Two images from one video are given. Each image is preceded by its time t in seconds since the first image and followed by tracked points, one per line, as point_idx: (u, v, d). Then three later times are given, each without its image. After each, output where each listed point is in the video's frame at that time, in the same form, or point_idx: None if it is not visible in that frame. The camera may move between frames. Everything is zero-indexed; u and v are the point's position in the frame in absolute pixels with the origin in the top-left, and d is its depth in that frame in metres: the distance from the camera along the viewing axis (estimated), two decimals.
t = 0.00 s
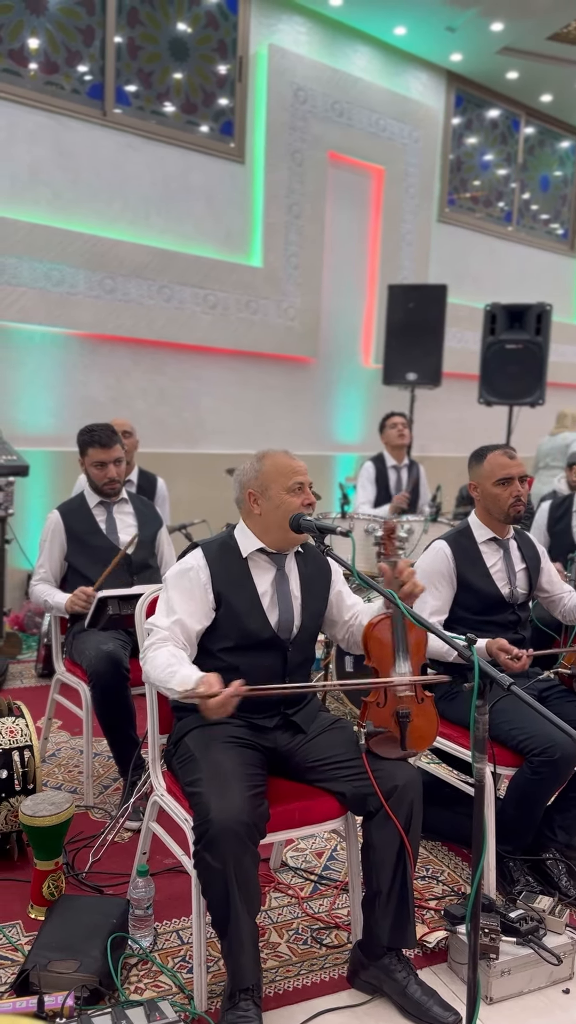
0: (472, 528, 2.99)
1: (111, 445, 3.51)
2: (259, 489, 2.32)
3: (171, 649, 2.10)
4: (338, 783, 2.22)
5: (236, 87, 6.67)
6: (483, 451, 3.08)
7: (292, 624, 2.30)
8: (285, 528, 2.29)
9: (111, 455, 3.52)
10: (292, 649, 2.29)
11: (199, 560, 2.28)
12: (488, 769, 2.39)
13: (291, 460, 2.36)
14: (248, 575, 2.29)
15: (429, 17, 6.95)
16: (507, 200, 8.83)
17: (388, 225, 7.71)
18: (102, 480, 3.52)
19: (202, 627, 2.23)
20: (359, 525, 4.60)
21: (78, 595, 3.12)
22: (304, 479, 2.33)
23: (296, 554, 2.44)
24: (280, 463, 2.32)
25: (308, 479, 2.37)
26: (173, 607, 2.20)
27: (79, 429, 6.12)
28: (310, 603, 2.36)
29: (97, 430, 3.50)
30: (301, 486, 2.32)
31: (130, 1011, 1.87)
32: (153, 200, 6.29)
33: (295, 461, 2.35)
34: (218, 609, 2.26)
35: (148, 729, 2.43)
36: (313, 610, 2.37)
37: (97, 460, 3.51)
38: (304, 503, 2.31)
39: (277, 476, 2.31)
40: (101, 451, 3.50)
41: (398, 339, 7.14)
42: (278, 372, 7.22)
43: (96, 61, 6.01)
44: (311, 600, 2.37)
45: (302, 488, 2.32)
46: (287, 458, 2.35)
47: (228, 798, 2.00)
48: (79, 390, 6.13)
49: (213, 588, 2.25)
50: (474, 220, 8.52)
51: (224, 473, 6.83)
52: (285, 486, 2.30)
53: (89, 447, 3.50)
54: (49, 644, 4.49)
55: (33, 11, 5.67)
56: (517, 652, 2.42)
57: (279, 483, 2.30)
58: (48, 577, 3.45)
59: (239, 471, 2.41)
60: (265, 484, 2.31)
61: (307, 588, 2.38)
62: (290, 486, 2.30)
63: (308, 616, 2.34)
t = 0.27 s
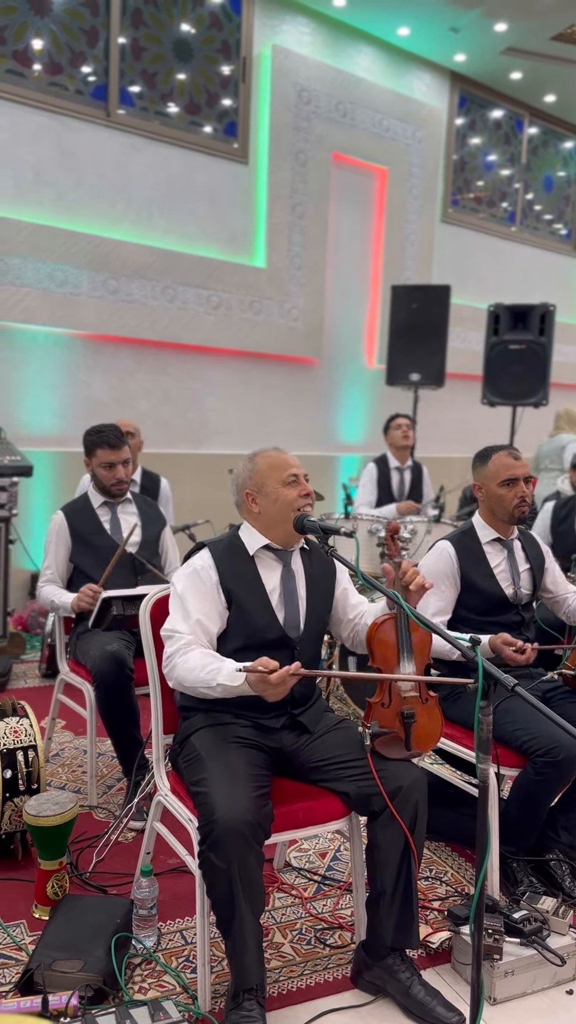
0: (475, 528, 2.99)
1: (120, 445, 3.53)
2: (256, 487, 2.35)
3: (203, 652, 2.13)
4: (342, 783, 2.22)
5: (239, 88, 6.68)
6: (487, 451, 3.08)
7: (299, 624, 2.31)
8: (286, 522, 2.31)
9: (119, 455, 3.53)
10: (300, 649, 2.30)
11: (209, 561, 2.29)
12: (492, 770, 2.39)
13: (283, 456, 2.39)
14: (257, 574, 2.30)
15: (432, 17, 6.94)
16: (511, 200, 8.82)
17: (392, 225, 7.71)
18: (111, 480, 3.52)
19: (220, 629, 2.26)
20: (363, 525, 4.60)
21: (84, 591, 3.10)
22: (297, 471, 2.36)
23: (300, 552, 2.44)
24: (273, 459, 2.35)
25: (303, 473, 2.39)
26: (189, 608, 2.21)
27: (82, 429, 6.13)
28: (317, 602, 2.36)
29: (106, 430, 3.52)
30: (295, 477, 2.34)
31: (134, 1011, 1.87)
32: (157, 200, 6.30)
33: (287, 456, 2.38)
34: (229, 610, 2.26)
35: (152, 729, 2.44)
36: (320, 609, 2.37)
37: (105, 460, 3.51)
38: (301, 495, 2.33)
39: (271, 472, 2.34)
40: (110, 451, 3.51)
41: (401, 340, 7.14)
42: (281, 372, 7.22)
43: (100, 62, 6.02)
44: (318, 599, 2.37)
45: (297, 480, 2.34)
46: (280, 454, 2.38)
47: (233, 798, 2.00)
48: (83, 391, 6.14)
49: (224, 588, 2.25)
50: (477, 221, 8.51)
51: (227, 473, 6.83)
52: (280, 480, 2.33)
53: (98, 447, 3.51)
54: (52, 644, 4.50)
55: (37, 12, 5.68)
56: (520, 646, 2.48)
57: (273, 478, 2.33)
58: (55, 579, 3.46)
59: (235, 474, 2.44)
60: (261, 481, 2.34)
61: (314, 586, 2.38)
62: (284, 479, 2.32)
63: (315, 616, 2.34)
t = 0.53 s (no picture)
0: (477, 528, 2.99)
1: (125, 445, 3.53)
2: (265, 486, 2.35)
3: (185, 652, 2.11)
4: (344, 783, 2.22)
5: (242, 89, 6.68)
6: (492, 450, 3.07)
7: (302, 624, 2.30)
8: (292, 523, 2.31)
9: (125, 455, 3.53)
10: (302, 649, 2.30)
11: (211, 559, 2.29)
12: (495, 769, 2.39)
13: (296, 456, 2.38)
14: (260, 574, 2.30)
15: (435, 18, 6.94)
16: (514, 200, 8.82)
17: (395, 226, 7.71)
18: (115, 480, 3.52)
19: (216, 627, 2.24)
20: (365, 526, 4.60)
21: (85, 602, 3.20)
22: (309, 472, 2.35)
23: (306, 553, 2.44)
24: (285, 459, 2.34)
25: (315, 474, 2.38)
26: (184, 606, 2.20)
27: (85, 429, 6.14)
28: (320, 602, 2.37)
29: (111, 431, 3.53)
30: (306, 480, 2.33)
31: (137, 1011, 1.87)
32: (160, 201, 6.31)
33: (300, 456, 2.37)
34: (229, 609, 2.26)
35: (155, 728, 2.44)
36: (323, 609, 2.37)
37: (110, 460, 3.51)
38: (310, 498, 2.32)
39: (282, 472, 2.33)
40: (115, 451, 3.51)
41: (404, 340, 7.14)
42: (284, 373, 7.22)
43: (103, 63, 6.03)
44: (322, 599, 2.37)
45: (308, 482, 2.34)
46: (293, 454, 2.37)
47: (235, 798, 2.00)
48: (86, 391, 6.14)
49: (224, 587, 2.26)
50: (480, 221, 8.51)
51: (230, 473, 6.84)
52: (290, 481, 2.33)
53: (103, 447, 3.51)
54: (55, 644, 4.51)
55: (40, 13, 5.69)
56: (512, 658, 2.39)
57: (283, 479, 2.32)
58: (55, 577, 3.47)
59: (247, 469, 2.44)
60: (271, 480, 2.34)
61: (317, 587, 2.38)
62: (295, 480, 2.32)
63: (318, 616, 2.35)
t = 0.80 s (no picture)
0: (475, 528, 2.98)
1: (127, 445, 3.53)
2: (270, 489, 2.34)
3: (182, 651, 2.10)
4: (345, 783, 2.22)
5: (244, 89, 6.68)
6: (490, 450, 3.06)
7: (302, 627, 2.30)
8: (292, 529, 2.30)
9: (126, 455, 3.53)
10: (302, 650, 2.29)
11: (211, 560, 2.29)
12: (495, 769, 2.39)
13: (305, 462, 2.36)
14: (260, 576, 2.30)
15: (438, 17, 6.93)
16: (516, 200, 8.81)
17: (397, 226, 7.71)
18: (116, 480, 3.52)
19: (214, 627, 2.24)
20: (366, 526, 4.60)
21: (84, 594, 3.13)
22: (315, 481, 2.33)
23: (308, 555, 2.44)
24: (295, 465, 2.33)
25: (322, 483, 2.37)
26: (184, 606, 2.20)
27: (87, 429, 6.14)
28: (320, 605, 2.36)
29: (112, 430, 3.52)
30: (311, 488, 2.32)
31: (137, 1011, 1.87)
32: (161, 200, 6.31)
33: (310, 463, 2.35)
34: (230, 610, 2.26)
35: (155, 728, 2.44)
36: (323, 610, 2.37)
37: (112, 460, 3.51)
38: (313, 507, 2.31)
39: (289, 478, 2.32)
40: (117, 451, 3.50)
41: (406, 340, 7.13)
42: (285, 372, 7.22)
43: (105, 63, 6.03)
44: (322, 602, 2.37)
45: (313, 491, 2.32)
46: (302, 460, 2.36)
47: (235, 798, 2.00)
48: (87, 391, 6.14)
49: (225, 588, 2.26)
50: (482, 221, 8.50)
51: (232, 473, 6.84)
52: (295, 487, 2.31)
53: (105, 447, 3.51)
54: (57, 644, 4.50)
55: (42, 12, 5.69)
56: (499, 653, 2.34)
57: (289, 484, 2.31)
58: (56, 577, 3.48)
59: (254, 468, 2.43)
60: (276, 484, 2.33)
61: (318, 589, 2.38)
62: (300, 488, 2.30)
63: (317, 618, 2.34)
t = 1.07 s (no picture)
0: (478, 528, 2.98)
1: (132, 445, 3.52)
2: (260, 488, 2.35)
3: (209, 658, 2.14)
4: (347, 783, 2.22)
5: (246, 89, 6.68)
6: (491, 451, 3.06)
7: (304, 625, 2.30)
8: (288, 524, 2.29)
9: (131, 455, 3.53)
10: (305, 650, 2.29)
11: (213, 561, 2.29)
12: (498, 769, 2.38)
13: (290, 456, 2.36)
14: (261, 576, 2.30)
15: (440, 17, 6.93)
16: (518, 200, 8.80)
17: (399, 226, 7.70)
18: (121, 480, 3.53)
19: (225, 633, 2.25)
20: (369, 526, 4.60)
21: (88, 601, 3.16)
22: (303, 472, 2.33)
23: (307, 554, 2.44)
24: (279, 459, 2.33)
25: (311, 475, 2.36)
26: (193, 610, 2.20)
27: (89, 429, 6.14)
28: (322, 603, 2.36)
29: (117, 430, 3.51)
30: (300, 480, 2.32)
31: (139, 1011, 1.87)
32: (163, 200, 6.31)
33: (295, 456, 2.35)
34: (233, 611, 2.26)
35: (158, 728, 2.43)
36: (325, 610, 2.36)
37: (117, 460, 3.51)
38: (305, 498, 2.30)
39: (276, 473, 2.32)
40: (121, 451, 3.50)
41: (408, 340, 7.12)
42: (287, 372, 7.22)
43: (107, 63, 6.03)
44: (324, 601, 2.37)
45: (302, 482, 2.32)
46: (287, 454, 2.36)
47: (238, 798, 2.00)
48: (89, 391, 6.15)
49: (228, 590, 2.25)
50: (485, 221, 8.49)
51: (233, 473, 6.84)
52: (285, 481, 2.31)
53: (109, 448, 3.50)
54: (59, 644, 4.50)
55: (44, 12, 5.69)
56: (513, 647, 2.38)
57: (277, 480, 2.31)
58: (60, 579, 3.47)
59: (244, 470, 2.44)
60: (265, 481, 2.33)
61: (318, 587, 2.38)
62: (289, 481, 2.30)
63: (320, 617, 2.34)
